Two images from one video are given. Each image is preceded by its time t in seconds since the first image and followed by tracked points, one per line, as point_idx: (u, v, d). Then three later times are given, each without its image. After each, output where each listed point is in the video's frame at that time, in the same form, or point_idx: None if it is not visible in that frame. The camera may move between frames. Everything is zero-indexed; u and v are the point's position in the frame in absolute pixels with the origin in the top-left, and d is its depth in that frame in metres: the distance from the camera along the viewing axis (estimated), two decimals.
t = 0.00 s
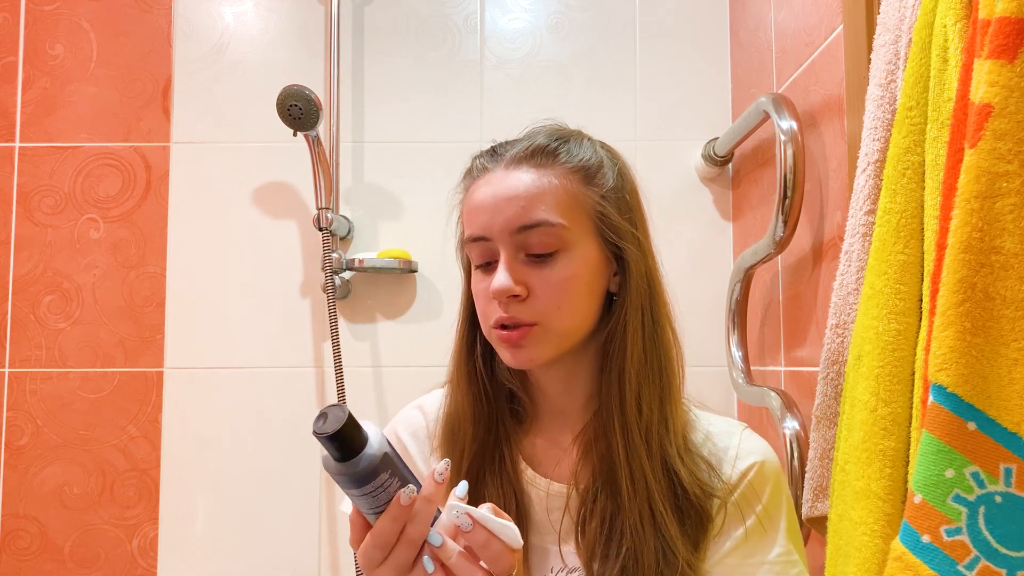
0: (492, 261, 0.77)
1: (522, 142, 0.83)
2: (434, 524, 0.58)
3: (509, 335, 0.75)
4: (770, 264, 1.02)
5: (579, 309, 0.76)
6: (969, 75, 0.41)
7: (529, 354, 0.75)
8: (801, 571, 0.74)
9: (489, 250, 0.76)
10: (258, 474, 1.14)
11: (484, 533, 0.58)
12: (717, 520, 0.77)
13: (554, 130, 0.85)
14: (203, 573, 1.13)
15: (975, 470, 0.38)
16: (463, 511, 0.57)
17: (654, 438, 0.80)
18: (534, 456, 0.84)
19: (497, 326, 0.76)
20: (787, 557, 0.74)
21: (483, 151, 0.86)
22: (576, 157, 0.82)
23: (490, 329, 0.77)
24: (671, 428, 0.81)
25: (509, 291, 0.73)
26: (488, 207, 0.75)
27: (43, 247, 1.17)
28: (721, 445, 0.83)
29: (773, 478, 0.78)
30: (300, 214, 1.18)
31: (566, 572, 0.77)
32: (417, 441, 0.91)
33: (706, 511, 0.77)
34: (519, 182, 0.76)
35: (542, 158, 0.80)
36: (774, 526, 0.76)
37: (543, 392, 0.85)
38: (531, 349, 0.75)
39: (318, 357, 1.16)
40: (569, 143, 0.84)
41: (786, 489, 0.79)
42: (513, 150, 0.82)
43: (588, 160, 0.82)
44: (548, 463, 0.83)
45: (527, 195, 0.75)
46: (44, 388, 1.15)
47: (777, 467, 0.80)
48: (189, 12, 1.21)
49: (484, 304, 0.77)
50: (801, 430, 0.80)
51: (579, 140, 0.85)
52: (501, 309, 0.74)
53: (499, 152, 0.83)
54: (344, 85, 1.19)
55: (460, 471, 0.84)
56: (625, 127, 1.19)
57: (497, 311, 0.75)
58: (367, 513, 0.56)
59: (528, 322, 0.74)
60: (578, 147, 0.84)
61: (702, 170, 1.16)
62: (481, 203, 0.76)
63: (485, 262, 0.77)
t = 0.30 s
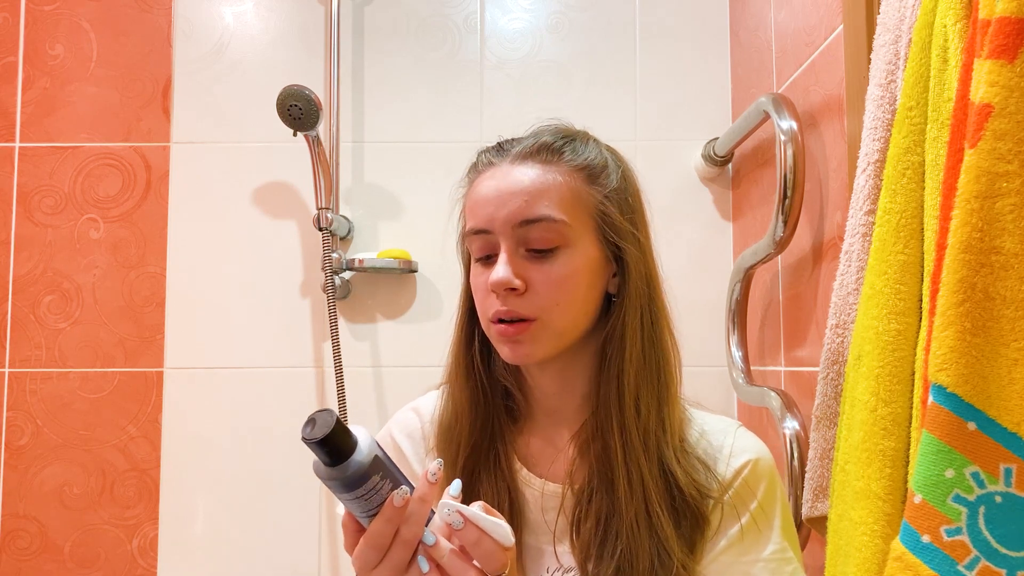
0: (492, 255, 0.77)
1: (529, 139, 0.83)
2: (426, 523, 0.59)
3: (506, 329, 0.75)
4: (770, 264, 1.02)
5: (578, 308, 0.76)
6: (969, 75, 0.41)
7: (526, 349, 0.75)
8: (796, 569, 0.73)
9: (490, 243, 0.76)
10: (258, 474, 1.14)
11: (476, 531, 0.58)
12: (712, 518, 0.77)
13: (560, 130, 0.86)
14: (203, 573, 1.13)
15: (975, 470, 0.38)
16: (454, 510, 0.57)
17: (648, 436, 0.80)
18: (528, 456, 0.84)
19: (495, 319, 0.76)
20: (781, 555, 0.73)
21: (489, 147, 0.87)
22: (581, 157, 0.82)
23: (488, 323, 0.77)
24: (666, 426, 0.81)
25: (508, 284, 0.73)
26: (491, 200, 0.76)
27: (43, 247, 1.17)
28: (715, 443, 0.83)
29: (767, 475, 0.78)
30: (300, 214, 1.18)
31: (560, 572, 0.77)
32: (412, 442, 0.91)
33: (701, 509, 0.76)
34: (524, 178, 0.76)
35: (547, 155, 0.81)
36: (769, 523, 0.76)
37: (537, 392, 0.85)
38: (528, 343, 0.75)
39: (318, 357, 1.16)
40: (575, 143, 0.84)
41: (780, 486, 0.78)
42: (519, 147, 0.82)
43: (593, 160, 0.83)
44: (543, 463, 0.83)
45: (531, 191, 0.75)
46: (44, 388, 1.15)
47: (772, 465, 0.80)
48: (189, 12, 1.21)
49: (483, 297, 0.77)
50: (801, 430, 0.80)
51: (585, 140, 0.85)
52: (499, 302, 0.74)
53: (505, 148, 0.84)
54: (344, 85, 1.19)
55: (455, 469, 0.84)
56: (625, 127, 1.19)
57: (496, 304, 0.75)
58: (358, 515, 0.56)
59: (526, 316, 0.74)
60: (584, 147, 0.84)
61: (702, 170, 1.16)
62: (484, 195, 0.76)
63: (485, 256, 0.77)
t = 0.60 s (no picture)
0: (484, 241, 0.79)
1: (541, 135, 0.84)
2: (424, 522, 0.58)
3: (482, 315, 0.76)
4: (770, 264, 1.02)
5: (555, 305, 0.76)
6: (969, 75, 0.41)
7: (499, 339, 0.76)
8: (793, 559, 0.74)
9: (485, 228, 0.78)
10: (258, 474, 1.14)
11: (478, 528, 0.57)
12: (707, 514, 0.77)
13: (576, 129, 0.85)
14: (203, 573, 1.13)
15: (976, 470, 0.38)
16: (457, 508, 0.57)
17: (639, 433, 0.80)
18: (519, 453, 0.84)
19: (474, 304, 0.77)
20: (778, 545, 0.74)
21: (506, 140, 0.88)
22: (589, 161, 0.82)
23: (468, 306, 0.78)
24: (659, 423, 0.81)
25: (488, 270, 0.74)
26: (490, 187, 0.78)
27: (43, 247, 1.17)
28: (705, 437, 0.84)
29: (759, 468, 0.79)
30: (300, 214, 1.18)
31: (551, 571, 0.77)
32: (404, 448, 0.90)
33: (694, 504, 0.77)
34: (524, 170, 0.78)
35: (555, 153, 0.82)
36: (762, 517, 0.77)
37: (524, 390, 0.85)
38: (502, 333, 0.76)
39: (318, 357, 1.16)
40: (586, 146, 0.84)
41: (772, 478, 0.79)
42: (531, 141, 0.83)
43: (601, 166, 0.83)
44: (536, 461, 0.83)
45: (526, 183, 0.77)
46: (44, 388, 1.15)
47: (763, 457, 0.80)
48: (189, 12, 1.21)
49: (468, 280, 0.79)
50: (801, 430, 0.80)
51: (598, 145, 0.85)
52: (478, 287, 0.76)
53: (518, 140, 0.85)
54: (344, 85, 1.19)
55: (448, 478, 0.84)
56: (625, 127, 1.19)
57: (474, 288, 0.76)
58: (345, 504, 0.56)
59: (502, 305, 0.75)
60: (595, 151, 0.84)
61: (702, 170, 1.16)
62: (487, 182, 0.79)
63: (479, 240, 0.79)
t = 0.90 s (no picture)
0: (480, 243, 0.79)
1: (539, 137, 0.84)
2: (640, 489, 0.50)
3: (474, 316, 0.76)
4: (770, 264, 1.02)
5: (548, 308, 0.76)
6: (969, 75, 0.41)
7: (490, 339, 0.76)
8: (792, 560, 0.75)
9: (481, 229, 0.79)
10: (258, 474, 1.14)
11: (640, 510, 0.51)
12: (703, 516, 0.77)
13: (572, 132, 0.86)
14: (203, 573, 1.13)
15: (975, 470, 0.38)
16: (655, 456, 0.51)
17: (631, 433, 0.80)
18: (509, 449, 0.84)
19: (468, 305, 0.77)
20: (780, 545, 0.75)
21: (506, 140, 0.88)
22: (586, 163, 0.82)
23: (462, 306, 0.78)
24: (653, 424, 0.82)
25: (482, 272, 0.75)
26: (487, 190, 0.78)
27: (43, 247, 1.17)
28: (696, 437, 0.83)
29: (750, 468, 0.79)
30: (300, 214, 1.18)
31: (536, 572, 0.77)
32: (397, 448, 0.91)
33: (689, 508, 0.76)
34: (520, 174, 0.78)
35: (552, 155, 0.82)
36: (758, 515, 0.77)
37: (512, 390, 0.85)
38: (492, 333, 0.76)
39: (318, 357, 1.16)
40: (583, 148, 0.84)
41: (763, 477, 0.79)
42: (529, 143, 0.83)
43: (597, 168, 0.83)
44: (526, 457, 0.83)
45: (522, 187, 0.77)
46: (44, 388, 1.15)
47: (754, 457, 0.80)
48: (189, 12, 1.21)
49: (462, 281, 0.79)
50: (801, 430, 0.80)
51: (595, 147, 0.85)
52: (472, 288, 0.76)
53: (516, 141, 0.85)
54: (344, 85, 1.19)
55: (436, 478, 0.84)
56: (625, 127, 1.19)
57: (469, 289, 0.77)
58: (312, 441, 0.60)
59: (493, 306, 0.75)
60: (591, 153, 0.84)
61: (702, 170, 1.16)
62: (484, 185, 0.79)
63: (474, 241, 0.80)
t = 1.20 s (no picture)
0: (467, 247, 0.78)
1: (521, 140, 0.84)
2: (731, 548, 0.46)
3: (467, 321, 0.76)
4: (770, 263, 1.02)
5: (541, 309, 0.76)
6: (969, 75, 0.41)
7: (483, 342, 0.76)
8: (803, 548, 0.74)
9: (468, 234, 0.78)
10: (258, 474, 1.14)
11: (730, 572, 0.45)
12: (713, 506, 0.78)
13: (554, 135, 0.86)
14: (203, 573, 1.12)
15: (975, 470, 0.38)
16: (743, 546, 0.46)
17: (632, 430, 0.81)
18: (513, 450, 0.84)
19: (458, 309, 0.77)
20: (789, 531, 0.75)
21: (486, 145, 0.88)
22: (570, 165, 0.82)
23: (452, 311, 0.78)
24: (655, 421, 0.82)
25: (473, 276, 0.74)
26: (472, 194, 0.78)
27: (43, 247, 1.17)
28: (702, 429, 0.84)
29: (755, 454, 0.80)
30: (300, 214, 1.18)
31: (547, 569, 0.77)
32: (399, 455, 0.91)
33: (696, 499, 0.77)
34: (506, 177, 0.78)
35: (536, 157, 0.81)
36: (768, 500, 0.78)
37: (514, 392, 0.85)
38: (486, 336, 0.76)
39: (318, 356, 1.16)
40: (566, 149, 0.84)
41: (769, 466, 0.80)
42: (512, 146, 0.83)
43: (582, 169, 0.83)
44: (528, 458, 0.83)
45: (509, 190, 0.77)
46: (44, 388, 1.15)
47: (758, 445, 0.82)
48: (189, 12, 1.21)
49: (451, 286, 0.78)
50: (801, 430, 0.80)
51: (577, 148, 0.85)
52: (463, 292, 0.76)
53: (497, 145, 0.85)
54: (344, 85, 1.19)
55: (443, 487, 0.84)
56: (625, 127, 1.19)
57: (459, 293, 0.76)
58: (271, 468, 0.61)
59: (486, 310, 0.75)
60: (574, 154, 0.84)
61: (702, 170, 1.16)
62: (469, 189, 0.79)
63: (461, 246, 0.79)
